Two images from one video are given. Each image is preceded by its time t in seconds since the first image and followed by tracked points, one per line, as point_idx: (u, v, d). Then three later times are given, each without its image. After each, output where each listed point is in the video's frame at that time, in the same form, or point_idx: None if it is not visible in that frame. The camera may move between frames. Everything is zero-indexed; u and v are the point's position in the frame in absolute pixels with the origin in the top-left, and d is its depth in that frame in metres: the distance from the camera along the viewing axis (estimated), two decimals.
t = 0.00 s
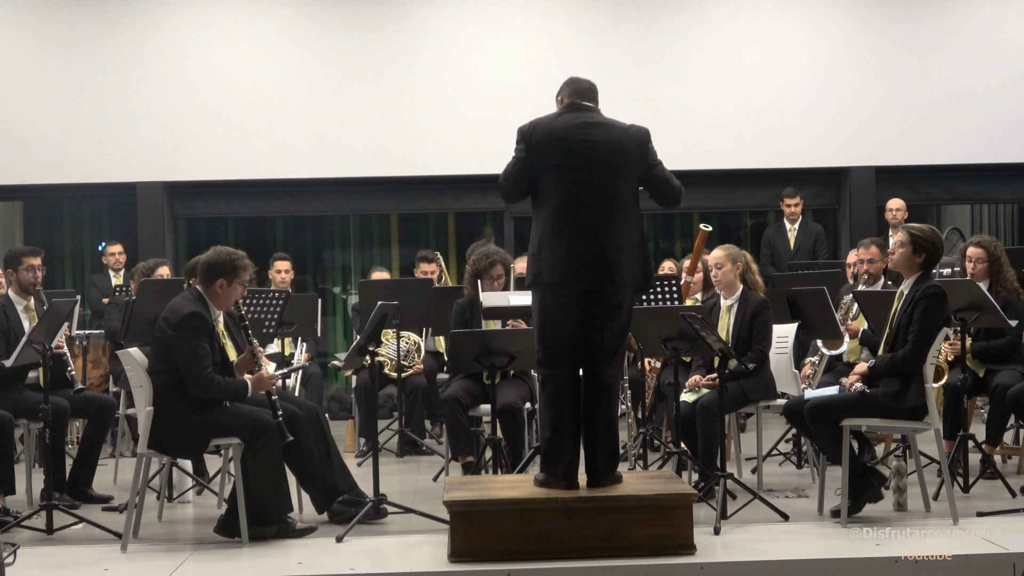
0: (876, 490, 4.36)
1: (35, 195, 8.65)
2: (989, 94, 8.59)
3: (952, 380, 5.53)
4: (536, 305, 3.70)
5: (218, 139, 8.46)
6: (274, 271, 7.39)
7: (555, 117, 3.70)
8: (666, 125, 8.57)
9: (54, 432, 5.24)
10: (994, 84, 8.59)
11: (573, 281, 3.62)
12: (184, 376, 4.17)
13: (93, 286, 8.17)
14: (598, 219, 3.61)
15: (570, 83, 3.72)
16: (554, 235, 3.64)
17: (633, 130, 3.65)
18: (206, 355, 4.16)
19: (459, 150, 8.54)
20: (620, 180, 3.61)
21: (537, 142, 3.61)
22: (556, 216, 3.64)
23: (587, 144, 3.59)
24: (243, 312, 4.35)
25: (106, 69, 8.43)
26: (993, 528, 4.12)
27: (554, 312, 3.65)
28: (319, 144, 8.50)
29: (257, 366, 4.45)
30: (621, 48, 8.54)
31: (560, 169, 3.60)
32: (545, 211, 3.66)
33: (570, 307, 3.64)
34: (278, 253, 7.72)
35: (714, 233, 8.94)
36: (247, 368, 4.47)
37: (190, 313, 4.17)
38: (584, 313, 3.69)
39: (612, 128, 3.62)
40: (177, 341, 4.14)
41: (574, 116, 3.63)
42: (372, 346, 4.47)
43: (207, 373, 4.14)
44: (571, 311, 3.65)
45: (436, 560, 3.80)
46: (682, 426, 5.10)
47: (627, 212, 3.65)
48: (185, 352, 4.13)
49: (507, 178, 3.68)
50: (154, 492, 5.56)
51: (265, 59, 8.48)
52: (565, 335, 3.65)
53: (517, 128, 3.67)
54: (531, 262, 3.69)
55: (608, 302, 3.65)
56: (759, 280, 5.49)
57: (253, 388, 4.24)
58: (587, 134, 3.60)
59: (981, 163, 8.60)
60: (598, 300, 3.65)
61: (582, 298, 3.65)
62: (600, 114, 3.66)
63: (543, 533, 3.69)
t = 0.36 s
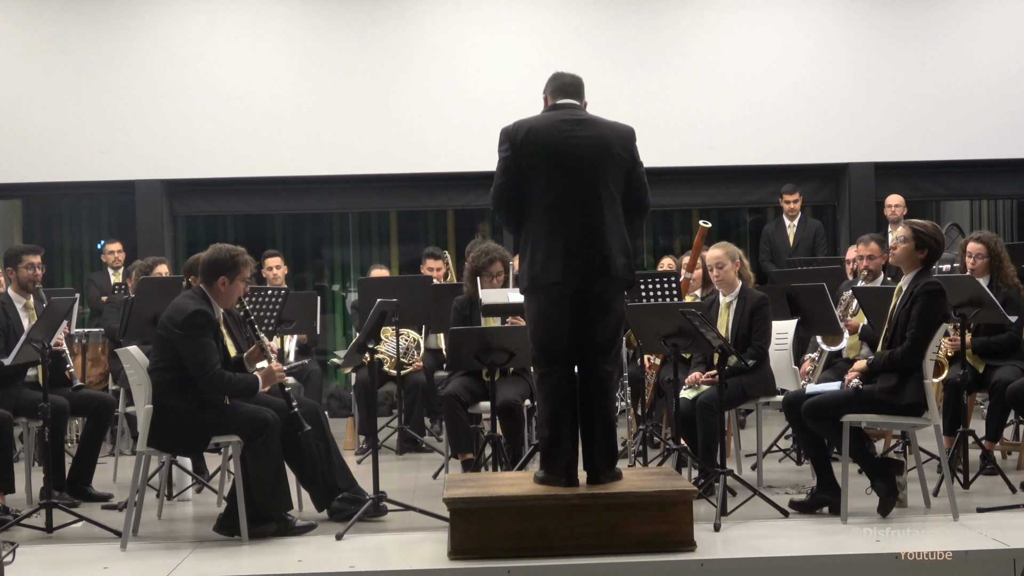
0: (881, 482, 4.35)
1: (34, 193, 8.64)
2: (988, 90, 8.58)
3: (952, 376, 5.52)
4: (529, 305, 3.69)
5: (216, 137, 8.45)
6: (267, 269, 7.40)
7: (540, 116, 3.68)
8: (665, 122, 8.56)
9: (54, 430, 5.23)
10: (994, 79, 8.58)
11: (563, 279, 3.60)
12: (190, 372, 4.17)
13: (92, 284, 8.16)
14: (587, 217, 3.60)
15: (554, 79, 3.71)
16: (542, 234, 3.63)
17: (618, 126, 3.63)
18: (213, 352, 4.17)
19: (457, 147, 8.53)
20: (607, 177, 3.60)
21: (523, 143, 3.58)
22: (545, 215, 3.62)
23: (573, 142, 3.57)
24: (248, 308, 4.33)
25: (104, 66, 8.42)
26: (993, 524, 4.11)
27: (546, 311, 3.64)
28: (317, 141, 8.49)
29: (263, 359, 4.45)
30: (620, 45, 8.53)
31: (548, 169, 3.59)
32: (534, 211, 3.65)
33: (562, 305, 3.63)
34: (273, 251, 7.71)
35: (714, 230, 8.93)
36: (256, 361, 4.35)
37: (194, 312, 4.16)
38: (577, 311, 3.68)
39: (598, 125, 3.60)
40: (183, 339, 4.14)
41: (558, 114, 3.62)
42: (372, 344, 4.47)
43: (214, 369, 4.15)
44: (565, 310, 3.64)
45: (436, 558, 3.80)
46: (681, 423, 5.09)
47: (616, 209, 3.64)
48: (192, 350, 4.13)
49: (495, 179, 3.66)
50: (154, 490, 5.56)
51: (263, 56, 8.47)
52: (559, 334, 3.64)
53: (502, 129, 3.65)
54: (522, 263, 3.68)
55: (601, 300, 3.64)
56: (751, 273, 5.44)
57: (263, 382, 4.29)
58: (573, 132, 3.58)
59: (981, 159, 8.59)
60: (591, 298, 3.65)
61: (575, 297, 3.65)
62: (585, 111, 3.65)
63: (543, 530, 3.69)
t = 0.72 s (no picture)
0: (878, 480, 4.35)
1: (33, 190, 8.63)
2: (987, 85, 8.57)
3: (952, 373, 5.52)
4: (519, 303, 3.68)
5: (214, 133, 8.44)
6: (267, 265, 7.39)
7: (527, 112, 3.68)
8: (663, 118, 8.56)
9: (53, 427, 5.22)
10: (993, 75, 8.57)
11: (553, 275, 3.60)
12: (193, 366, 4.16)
13: (91, 281, 8.15)
14: (574, 213, 3.60)
15: (542, 72, 3.72)
16: (531, 229, 3.63)
17: (605, 121, 3.65)
18: (213, 341, 4.15)
19: (456, 143, 8.52)
20: (594, 173, 3.60)
21: (510, 139, 3.59)
22: (533, 212, 3.62)
23: (560, 138, 3.58)
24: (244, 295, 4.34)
25: (102, 61, 8.41)
26: (993, 520, 4.10)
27: (535, 307, 3.63)
28: (315, 136, 8.48)
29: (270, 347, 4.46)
30: (618, 40, 8.51)
31: (535, 165, 3.59)
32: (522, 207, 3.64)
33: (552, 300, 3.63)
34: (273, 247, 7.69)
35: (712, 226, 8.93)
36: (263, 348, 4.39)
37: (189, 304, 4.15)
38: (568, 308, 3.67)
39: (584, 121, 3.61)
40: (181, 334, 4.14)
41: (545, 110, 3.63)
42: (371, 340, 4.47)
43: (215, 358, 4.12)
44: (555, 306, 3.64)
45: (435, 554, 3.79)
46: (681, 419, 5.09)
47: (603, 205, 3.64)
48: (191, 342, 4.12)
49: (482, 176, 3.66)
50: (153, 486, 5.55)
51: (261, 52, 8.46)
52: (550, 329, 3.64)
53: (489, 126, 3.65)
54: (511, 260, 3.67)
55: (590, 296, 3.64)
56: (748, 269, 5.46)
57: (270, 363, 4.17)
58: (559, 128, 3.59)
59: (980, 155, 8.58)
60: (580, 294, 3.64)
61: (564, 294, 3.64)
62: (572, 107, 3.66)
63: (542, 526, 3.69)
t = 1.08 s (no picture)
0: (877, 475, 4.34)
1: (30, 187, 8.62)
2: (985, 80, 8.57)
3: (950, 368, 5.52)
4: (511, 302, 3.67)
5: (211, 129, 8.43)
6: (268, 262, 7.38)
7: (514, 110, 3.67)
8: (662, 113, 8.55)
9: (51, 424, 5.22)
10: (990, 70, 8.57)
11: (546, 273, 3.58)
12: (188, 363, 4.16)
13: (89, 278, 8.14)
14: (563, 210, 3.58)
15: (529, 68, 3.69)
16: (523, 229, 3.61)
17: (593, 116, 3.62)
18: (201, 333, 4.15)
19: (453, 139, 8.51)
20: (582, 169, 3.58)
21: (497, 137, 3.58)
22: (522, 209, 3.60)
23: (546, 134, 3.56)
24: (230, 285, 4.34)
25: (98, 58, 8.39)
26: (991, 515, 4.11)
27: (528, 305, 3.63)
28: (313, 131, 8.47)
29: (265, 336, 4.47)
30: (616, 36, 8.50)
31: (523, 162, 3.57)
32: (511, 205, 3.63)
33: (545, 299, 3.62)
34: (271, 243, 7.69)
35: (710, 221, 8.93)
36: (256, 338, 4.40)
37: (175, 299, 4.17)
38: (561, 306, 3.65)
39: (571, 117, 3.58)
40: (169, 329, 4.14)
41: (532, 107, 3.60)
42: (369, 337, 4.46)
43: (205, 349, 4.12)
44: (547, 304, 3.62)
45: (434, 550, 3.79)
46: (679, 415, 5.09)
47: (592, 201, 3.62)
48: (179, 335, 4.12)
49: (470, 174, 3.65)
50: (151, 483, 5.55)
51: (258, 48, 8.44)
52: (545, 328, 3.63)
53: (477, 124, 3.64)
54: (503, 259, 3.66)
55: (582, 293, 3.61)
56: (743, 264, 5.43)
57: (261, 349, 4.16)
58: (546, 125, 3.57)
59: (978, 150, 8.59)
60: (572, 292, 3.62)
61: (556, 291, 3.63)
62: (558, 102, 3.63)
63: (541, 522, 3.69)
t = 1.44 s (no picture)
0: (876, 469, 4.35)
1: (28, 182, 8.61)
2: (984, 73, 8.56)
3: (949, 361, 5.52)
4: (512, 297, 3.67)
5: (208, 124, 8.41)
6: (268, 256, 7.37)
7: (509, 104, 3.66)
8: (660, 107, 8.54)
9: (50, 419, 5.22)
10: (989, 62, 8.56)
11: (545, 269, 3.57)
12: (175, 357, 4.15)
13: (87, 273, 8.13)
14: (561, 204, 3.57)
15: (518, 63, 3.68)
16: (520, 224, 3.60)
17: (588, 109, 3.61)
18: (187, 326, 4.13)
19: (451, 132, 8.49)
20: (579, 162, 3.57)
21: (493, 132, 3.57)
22: (520, 204, 3.59)
23: (543, 128, 3.55)
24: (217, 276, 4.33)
25: (95, 52, 8.37)
26: (991, 508, 4.11)
27: (529, 300, 3.63)
28: (311, 125, 8.45)
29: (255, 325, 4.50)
30: (614, 29, 8.49)
31: (520, 157, 3.56)
32: (509, 200, 3.62)
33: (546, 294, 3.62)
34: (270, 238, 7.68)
35: (708, 215, 8.92)
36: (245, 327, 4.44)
37: (159, 293, 4.16)
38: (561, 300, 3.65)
39: (567, 110, 3.58)
40: (156, 323, 4.13)
41: (526, 101, 3.59)
42: (368, 331, 4.46)
43: (191, 342, 4.09)
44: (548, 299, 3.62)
45: (433, 545, 3.79)
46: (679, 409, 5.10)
47: (590, 194, 3.61)
48: (166, 328, 4.12)
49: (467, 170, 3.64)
50: (150, 478, 5.55)
51: (255, 42, 8.43)
52: (544, 324, 3.64)
53: (472, 119, 3.63)
54: (502, 255, 3.65)
55: (582, 287, 3.61)
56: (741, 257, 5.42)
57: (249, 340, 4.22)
58: (541, 119, 3.56)
59: (976, 143, 8.57)
60: (572, 287, 3.61)
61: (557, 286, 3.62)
62: (553, 96, 3.63)
63: (541, 516, 3.69)
